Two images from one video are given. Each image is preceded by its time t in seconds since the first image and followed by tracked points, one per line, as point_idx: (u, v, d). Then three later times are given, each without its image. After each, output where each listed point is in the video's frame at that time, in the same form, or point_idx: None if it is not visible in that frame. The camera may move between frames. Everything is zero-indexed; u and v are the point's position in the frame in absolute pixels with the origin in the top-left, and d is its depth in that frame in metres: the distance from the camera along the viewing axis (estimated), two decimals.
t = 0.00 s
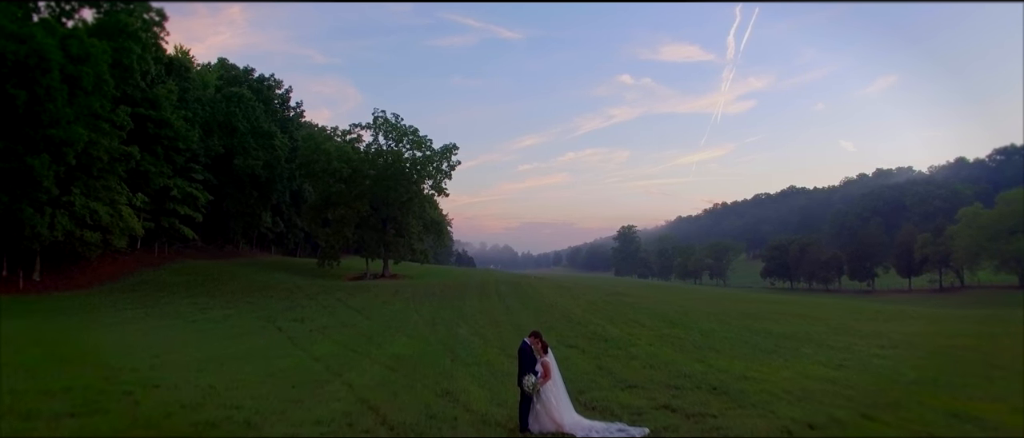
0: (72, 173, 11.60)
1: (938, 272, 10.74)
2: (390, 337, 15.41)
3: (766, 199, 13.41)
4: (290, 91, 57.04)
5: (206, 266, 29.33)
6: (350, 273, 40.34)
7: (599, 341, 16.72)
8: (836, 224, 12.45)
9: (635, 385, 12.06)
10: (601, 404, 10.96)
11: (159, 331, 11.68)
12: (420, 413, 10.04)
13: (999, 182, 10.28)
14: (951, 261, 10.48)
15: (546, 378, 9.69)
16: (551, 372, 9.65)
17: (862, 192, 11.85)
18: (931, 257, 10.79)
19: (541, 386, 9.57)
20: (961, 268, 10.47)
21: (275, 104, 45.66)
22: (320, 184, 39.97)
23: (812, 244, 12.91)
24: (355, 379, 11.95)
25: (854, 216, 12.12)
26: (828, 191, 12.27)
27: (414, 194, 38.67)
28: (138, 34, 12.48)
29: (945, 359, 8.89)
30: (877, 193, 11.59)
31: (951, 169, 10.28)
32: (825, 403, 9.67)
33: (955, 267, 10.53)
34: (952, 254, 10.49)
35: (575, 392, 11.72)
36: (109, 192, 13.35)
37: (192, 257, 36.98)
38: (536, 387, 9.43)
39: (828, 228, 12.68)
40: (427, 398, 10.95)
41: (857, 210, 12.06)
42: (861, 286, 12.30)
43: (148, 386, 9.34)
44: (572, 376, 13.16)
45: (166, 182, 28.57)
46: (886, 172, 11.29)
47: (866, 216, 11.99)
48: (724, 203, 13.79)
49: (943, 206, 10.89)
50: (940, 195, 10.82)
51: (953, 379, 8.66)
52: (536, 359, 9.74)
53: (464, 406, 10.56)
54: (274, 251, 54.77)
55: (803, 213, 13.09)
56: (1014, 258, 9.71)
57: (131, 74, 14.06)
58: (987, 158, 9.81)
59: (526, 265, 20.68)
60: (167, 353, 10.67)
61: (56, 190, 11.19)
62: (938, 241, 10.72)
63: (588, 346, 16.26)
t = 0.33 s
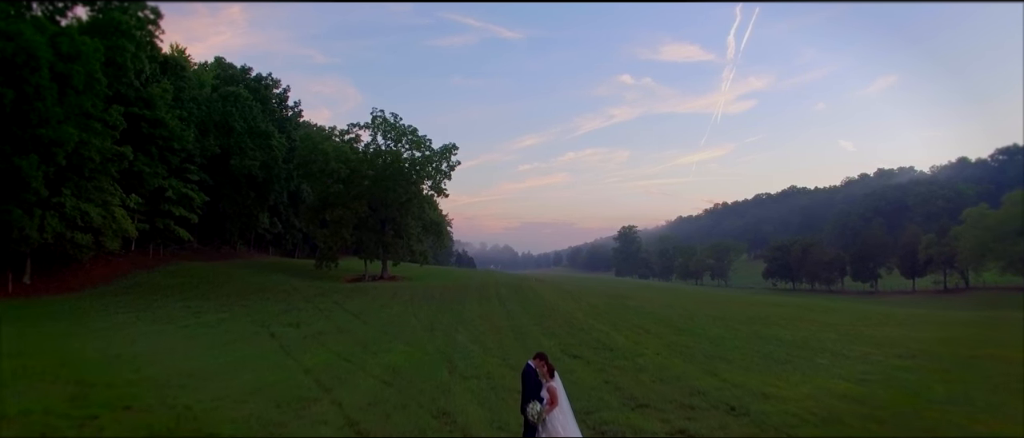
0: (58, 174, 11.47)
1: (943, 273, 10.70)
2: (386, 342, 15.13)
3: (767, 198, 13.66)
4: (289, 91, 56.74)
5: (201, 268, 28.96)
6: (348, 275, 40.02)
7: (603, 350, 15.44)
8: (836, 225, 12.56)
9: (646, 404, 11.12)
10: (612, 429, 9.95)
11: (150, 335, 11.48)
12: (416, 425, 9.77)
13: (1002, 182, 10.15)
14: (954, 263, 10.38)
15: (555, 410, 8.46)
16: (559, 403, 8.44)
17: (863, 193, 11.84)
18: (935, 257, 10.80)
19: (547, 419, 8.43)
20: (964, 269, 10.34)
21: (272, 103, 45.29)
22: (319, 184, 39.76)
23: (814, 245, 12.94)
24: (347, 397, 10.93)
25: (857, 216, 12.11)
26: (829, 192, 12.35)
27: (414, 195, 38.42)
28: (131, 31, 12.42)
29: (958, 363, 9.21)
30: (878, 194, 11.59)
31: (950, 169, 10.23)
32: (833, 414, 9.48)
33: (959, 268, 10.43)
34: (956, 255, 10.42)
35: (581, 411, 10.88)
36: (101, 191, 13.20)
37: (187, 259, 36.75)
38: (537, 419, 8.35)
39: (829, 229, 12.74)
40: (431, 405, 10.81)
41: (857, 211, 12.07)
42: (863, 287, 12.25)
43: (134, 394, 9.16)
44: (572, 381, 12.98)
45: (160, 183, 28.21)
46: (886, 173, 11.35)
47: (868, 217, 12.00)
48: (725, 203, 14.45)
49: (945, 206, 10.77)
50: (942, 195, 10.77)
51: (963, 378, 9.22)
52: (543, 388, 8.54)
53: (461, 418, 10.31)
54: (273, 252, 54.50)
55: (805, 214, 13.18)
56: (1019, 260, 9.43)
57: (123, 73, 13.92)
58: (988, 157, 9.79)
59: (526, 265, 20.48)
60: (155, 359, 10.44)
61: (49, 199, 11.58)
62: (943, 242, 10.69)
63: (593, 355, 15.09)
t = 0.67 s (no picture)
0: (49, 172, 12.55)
1: (948, 274, 9.76)
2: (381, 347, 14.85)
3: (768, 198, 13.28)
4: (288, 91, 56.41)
5: (196, 270, 28.64)
6: (346, 276, 39.73)
7: (610, 361, 14.80)
8: (837, 225, 12.08)
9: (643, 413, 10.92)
10: None
11: (134, 347, 11.12)
12: (416, 417, 9.48)
13: (1007, 181, 9.23)
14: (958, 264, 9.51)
15: None
16: None
17: (866, 191, 11.22)
18: (939, 258, 9.90)
19: None
20: (969, 270, 9.45)
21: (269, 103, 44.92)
22: (316, 185, 39.52)
23: (817, 247, 12.45)
24: (325, 395, 10.40)
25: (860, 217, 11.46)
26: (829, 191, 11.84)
27: (413, 195, 38.20)
28: (125, 30, 12.51)
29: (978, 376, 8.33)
30: (881, 193, 10.93)
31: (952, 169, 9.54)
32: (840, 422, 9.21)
33: (964, 269, 9.52)
34: (960, 255, 9.54)
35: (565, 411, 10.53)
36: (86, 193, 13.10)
37: (184, 261, 36.47)
38: None
39: (831, 229, 12.16)
40: (428, 400, 10.42)
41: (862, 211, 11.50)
42: (868, 288, 11.62)
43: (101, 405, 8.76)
44: (576, 391, 12.28)
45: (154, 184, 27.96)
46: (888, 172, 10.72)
47: (871, 217, 11.40)
48: (726, 203, 14.17)
49: (945, 202, 9.94)
50: (945, 195, 9.95)
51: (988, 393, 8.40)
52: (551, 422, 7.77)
53: (455, 411, 9.91)
54: (271, 253, 54.12)
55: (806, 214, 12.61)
56: None
57: (116, 71, 13.80)
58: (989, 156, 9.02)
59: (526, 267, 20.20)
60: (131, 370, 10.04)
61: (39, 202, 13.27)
62: (947, 243, 9.80)
63: (599, 366, 14.30)
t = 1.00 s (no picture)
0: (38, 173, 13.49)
1: (953, 275, 9.53)
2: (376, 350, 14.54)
3: (769, 198, 13.07)
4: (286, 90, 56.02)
5: (190, 272, 28.29)
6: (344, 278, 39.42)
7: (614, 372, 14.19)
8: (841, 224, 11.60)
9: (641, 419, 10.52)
10: None
11: (116, 358, 10.70)
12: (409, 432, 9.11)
13: (1009, 182, 9.27)
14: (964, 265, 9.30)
15: None
16: None
17: (867, 192, 10.97)
18: (945, 261, 9.65)
19: None
20: (975, 272, 9.24)
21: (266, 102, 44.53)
22: (314, 186, 39.20)
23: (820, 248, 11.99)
24: (307, 407, 10.00)
25: (862, 217, 11.08)
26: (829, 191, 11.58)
27: (411, 196, 37.72)
28: (118, 28, 12.33)
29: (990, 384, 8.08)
30: (883, 195, 10.67)
31: (956, 169, 9.46)
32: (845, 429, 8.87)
33: (969, 270, 9.31)
34: (966, 256, 9.37)
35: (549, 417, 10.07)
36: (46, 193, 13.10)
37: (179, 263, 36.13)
38: None
39: (834, 229, 11.74)
40: (424, 416, 9.87)
41: (863, 212, 11.07)
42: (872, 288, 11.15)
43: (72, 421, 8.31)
44: (582, 411, 11.12)
45: (147, 185, 27.64)
46: (889, 173, 10.49)
47: (873, 217, 11.00)
48: (726, 204, 14.42)
49: (951, 203, 9.84)
50: (948, 195, 9.81)
51: (1004, 402, 8.00)
52: None
53: (450, 429, 9.42)
54: (267, 255, 53.72)
55: (808, 214, 12.25)
56: None
57: (108, 69, 13.69)
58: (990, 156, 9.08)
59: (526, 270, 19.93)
60: (105, 382, 9.65)
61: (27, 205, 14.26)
62: (953, 244, 9.56)
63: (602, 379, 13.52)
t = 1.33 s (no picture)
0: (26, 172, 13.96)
1: (957, 278, 8.48)
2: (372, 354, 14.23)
3: (771, 199, 13.14)
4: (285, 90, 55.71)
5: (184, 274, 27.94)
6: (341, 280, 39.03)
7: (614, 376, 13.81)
8: (843, 225, 11.19)
9: (652, 418, 9.99)
10: None
11: (100, 369, 10.33)
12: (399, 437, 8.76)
13: (1013, 180, 8.15)
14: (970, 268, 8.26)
15: None
16: None
17: (869, 192, 10.30)
18: (950, 263, 8.62)
19: None
20: (982, 274, 8.20)
21: (263, 102, 44.17)
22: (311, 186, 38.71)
23: (823, 248, 11.68)
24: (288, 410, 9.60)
25: (865, 217, 10.47)
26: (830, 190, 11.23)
27: (410, 197, 37.34)
28: (107, 26, 12.26)
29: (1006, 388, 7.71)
30: (884, 194, 9.88)
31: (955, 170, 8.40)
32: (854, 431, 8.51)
33: (976, 272, 8.25)
34: (973, 257, 8.30)
35: (554, 424, 9.57)
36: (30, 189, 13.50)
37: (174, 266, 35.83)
38: None
39: (835, 229, 11.45)
40: (417, 419, 9.53)
41: (866, 211, 10.41)
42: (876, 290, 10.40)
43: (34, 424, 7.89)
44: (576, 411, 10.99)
45: (141, 185, 27.36)
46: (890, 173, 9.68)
47: (876, 217, 10.22)
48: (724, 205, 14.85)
49: (953, 202, 8.75)
50: (951, 195, 8.75)
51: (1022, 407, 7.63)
52: None
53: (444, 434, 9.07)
54: (264, 256, 53.46)
55: (808, 214, 12.14)
56: None
57: (98, 67, 13.71)
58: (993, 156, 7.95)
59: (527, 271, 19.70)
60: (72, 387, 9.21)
61: (13, 205, 14.63)
62: (958, 246, 8.55)
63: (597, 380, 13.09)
